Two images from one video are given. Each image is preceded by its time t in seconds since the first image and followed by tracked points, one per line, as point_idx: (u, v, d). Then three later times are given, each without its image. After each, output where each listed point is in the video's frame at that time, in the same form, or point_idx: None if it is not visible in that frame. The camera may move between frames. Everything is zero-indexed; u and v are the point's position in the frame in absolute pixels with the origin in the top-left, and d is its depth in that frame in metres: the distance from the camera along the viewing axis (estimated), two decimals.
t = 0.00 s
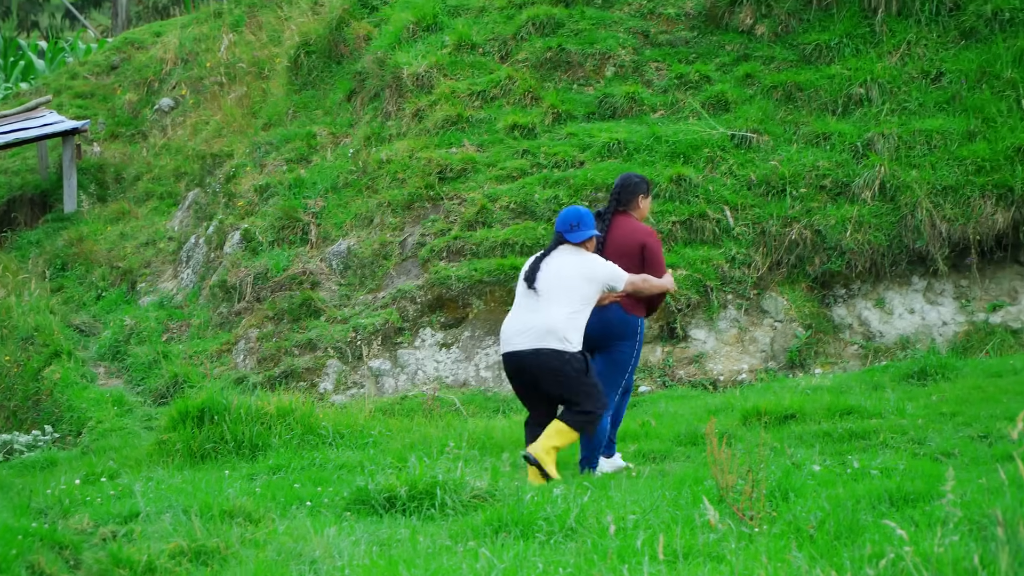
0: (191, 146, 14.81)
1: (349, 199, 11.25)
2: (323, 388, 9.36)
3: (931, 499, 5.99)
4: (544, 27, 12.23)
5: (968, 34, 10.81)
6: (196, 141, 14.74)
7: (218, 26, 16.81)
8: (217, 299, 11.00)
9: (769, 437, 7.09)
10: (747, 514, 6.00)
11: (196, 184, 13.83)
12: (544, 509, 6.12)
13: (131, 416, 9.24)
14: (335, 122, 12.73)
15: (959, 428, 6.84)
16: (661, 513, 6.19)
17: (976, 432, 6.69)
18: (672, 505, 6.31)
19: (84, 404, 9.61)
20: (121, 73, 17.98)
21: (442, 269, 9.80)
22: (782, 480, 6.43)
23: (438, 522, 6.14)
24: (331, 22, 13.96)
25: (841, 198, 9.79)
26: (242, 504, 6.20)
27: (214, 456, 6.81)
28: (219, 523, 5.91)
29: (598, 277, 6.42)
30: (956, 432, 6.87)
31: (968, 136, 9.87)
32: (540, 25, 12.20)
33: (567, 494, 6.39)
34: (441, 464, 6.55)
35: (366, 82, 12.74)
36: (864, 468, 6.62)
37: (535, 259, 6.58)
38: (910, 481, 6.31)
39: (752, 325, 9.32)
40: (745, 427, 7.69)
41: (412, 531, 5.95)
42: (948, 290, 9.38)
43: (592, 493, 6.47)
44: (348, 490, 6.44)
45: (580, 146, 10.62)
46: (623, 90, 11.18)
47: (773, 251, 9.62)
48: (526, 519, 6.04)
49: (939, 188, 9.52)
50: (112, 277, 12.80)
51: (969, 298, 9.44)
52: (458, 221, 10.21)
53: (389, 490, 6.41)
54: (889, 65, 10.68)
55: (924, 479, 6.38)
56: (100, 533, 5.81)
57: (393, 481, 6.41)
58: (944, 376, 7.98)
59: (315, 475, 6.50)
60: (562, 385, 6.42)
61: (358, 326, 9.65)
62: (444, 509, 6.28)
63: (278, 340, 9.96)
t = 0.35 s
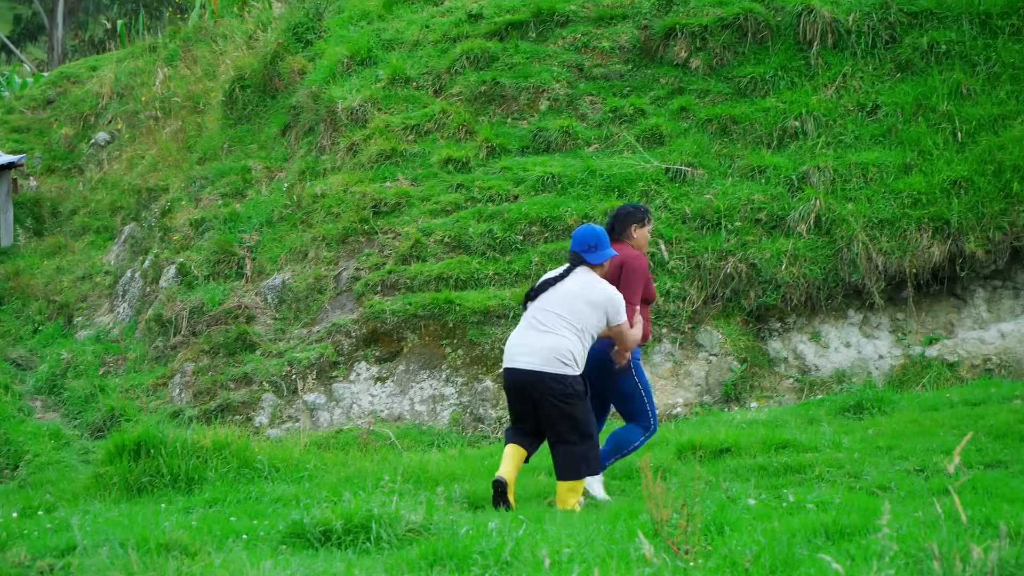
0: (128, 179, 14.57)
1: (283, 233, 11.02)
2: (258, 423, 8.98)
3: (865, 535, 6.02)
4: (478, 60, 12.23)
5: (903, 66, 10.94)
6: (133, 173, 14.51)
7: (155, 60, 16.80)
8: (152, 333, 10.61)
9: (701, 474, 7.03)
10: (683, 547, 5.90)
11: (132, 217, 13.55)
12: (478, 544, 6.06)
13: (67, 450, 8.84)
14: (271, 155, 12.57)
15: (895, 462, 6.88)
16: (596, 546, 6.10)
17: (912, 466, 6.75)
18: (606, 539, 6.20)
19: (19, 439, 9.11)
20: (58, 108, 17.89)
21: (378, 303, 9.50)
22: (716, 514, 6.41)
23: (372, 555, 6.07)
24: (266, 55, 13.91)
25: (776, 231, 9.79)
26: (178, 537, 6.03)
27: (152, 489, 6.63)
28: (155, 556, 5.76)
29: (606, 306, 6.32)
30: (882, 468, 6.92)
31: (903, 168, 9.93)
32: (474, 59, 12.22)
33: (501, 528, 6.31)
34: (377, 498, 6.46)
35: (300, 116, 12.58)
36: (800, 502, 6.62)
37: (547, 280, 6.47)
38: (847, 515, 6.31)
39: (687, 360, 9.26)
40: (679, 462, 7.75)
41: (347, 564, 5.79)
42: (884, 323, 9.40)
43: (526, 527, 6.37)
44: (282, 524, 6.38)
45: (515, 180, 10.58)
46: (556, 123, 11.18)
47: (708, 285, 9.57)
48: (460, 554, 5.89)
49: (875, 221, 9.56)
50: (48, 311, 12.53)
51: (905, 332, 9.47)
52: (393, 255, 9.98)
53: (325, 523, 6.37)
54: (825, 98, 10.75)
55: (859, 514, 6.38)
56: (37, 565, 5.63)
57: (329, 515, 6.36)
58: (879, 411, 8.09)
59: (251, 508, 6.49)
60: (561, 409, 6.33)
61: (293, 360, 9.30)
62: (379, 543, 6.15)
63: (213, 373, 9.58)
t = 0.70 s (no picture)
0: (69, 199, 14.16)
1: (224, 254, 11.02)
2: (197, 443, 8.84)
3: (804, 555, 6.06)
4: (418, 81, 12.28)
5: (844, 87, 11.26)
6: (74, 193, 14.23)
7: (96, 80, 16.51)
8: (93, 353, 10.48)
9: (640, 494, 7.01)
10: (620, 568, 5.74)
11: (74, 238, 13.34)
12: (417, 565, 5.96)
13: (7, 469, 8.51)
14: (211, 176, 12.61)
15: (835, 484, 6.96)
16: (535, 567, 6.00)
17: (851, 488, 6.82)
18: (544, 560, 6.13)
19: None
20: None
21: (317, 324, 9.41)
22: (655, 536, 6.40)
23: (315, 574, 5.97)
24: (207, 77, 13.96)
25: (716, 253, 9.95)
26: (117, 556, 5.89)
27: (93, 508, 6.60)
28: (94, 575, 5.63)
29: (571, 301, 6.50)
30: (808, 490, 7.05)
31: (844, 190, 10.15)
32: (414, 80, 12.26)
33: (441, 549, 6.29)
34: (316, 518, 6.45)
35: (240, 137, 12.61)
36: (738, 524, 6.62)
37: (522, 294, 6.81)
38: (785, 538, 6.32)
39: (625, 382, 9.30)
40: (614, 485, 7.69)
41: None
42: (823, 345, 9.56)
43: (465, 548, 6.34)
44: (222, 544, 6.31)
45: (454, 202, 10.62)
46: (496, 144, 11.29)
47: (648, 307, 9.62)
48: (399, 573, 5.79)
49: (815, 243, 9.74)
50: None
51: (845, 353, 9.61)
52: (332, 275, 9.93)
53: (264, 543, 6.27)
54: (765, 119, 11.07)
55: (798, 536, 6.38)
56: None
57: (268, 535, 6.27)
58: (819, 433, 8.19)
59: (189, 528, 6.46)
60: (551, 414, 6.53)
61: (233, 381, 9.14)
62: (318, 563, 6.07)
63: (153, 394, 9.42)
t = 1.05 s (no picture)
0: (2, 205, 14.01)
1: (160, 260, 10.94)
2: (133, 448, 8.71)
3: (739, 563, 6.06)
4: (354, 87, 12.24)
5: (781, 95, 11.56)
6: (9, 199, 14.05)
7: (33, 86, 16.38)
8: (29, 358, 10.32)
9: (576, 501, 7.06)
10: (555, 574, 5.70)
11: (10, 243, 13.12)
12: (351, 570, 5.92)
13: None
14: (148, 182, 12.56)
15: (771, 493, 7.04)
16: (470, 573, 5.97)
17: (786, 497, 6.90)
18: (478, 566, 6.07)
19: None
20: None
21: (252, 330, 9.37)
22: (590, 543, 6.32)
23: None
24: (143, 81, 13.88)
25: (652, 260, 10.03)
26: (53, 561, 5.83)
27: (28, 513, 6.60)
28: None
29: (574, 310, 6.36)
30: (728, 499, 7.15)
31: (781, 198, 10.39)
32: (350, 86, 12.23)
33: (375, 555, 6.24)
34: (250, 523, 6.46)
35: (177, 143, 12.51)
36: (673, 531, 6.60)
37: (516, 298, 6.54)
38: (720, 546, 6.31)
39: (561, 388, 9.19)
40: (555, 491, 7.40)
41: None
42: (760, 352, 9.61)
43: (399, 554, 6.27)
44: (159, 550, 6.22)
45: (390, 209, 10.62)
46: (432, 151, 11.36)
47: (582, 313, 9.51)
48: None
49: (751, 251, 9.86)
50: None
51: (781, 361, 9.70)
52: (267, 282, 9.89)
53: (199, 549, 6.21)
54: (702, 127, 11.30)
55: (733, 543, 6.38)
56: None
57: (204, 540, 6.24)
58: (753, 441, 8.26)
59: (126, 533, 6.46)
60: (544, 424, 6.32)
61: (168, 386, 9.02)
62: (253, 568, 6.03)
63: (90, 399, 9.29)
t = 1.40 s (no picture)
0: None
1: (113, 247, 10.97)
2: (87, 434, 8.66)
3: (693, 550, 6.01)
4: (305, 74, 12.32)
5: (731, 80, 11.79)
6: None
7: None
8: None
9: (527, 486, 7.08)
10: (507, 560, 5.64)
11: None
12: (305, 555, 5.85)
13: None
14: (101, 169, 12.69)
15: (723, 477, 7.05)
16: (422, 559, 5.95)
17: (739, 481, 6.92)
18: (431, 552, 6.05)
19: None
20: None
21: (205, 315, 9.32)
22: (542, 529, 6.26)
23: (200, 565, 5.79)
24: (96, 70, 14.14)
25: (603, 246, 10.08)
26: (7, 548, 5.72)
27: None
28: None
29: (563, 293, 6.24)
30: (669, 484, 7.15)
31: (732, 182, 10.54)
32: (302, 73, 12.31)
33: (327, 541, 6.14)
34: (203, 510, 6.38)
35: (130, 130, 12.59)
36: (625, 518, 6.55)
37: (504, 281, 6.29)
38: (673, 531, 6.29)
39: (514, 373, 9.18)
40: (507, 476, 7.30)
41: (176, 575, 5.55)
42: (712, 337, 9.88)
43: (352, 540, 6.23)
44: (112, 535, 6.17)
45: (341, 195, 10.66)
46: (382, 137, 11.41)
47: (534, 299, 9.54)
48: (287, 565, 5.71)
49: (703, 236, 10.05)
50: None
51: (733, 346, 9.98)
52: (219, 268, 9.82)
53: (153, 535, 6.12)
54: (652, 112, 11.48)
55: (686, 529, 6.36)
56: None
57: (157, 526, 6.15)
58: (705, 426, 8.35)
59: (80, 519, 6.36)
60: (538, 410, 6.13)
61: (121, 372, 8.97)
62: (206, 554, 5.96)
63: (44, 386, 9.24)
